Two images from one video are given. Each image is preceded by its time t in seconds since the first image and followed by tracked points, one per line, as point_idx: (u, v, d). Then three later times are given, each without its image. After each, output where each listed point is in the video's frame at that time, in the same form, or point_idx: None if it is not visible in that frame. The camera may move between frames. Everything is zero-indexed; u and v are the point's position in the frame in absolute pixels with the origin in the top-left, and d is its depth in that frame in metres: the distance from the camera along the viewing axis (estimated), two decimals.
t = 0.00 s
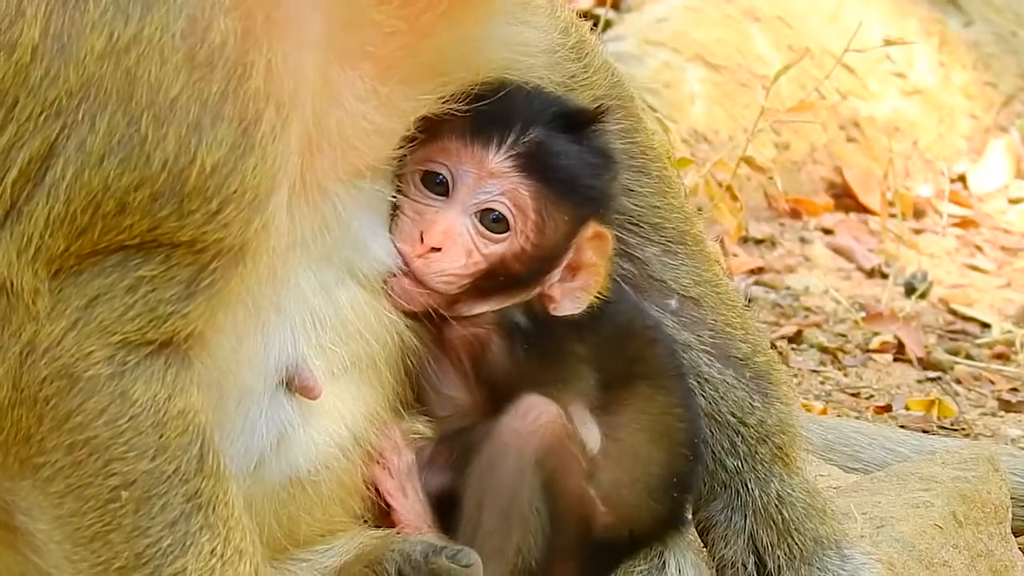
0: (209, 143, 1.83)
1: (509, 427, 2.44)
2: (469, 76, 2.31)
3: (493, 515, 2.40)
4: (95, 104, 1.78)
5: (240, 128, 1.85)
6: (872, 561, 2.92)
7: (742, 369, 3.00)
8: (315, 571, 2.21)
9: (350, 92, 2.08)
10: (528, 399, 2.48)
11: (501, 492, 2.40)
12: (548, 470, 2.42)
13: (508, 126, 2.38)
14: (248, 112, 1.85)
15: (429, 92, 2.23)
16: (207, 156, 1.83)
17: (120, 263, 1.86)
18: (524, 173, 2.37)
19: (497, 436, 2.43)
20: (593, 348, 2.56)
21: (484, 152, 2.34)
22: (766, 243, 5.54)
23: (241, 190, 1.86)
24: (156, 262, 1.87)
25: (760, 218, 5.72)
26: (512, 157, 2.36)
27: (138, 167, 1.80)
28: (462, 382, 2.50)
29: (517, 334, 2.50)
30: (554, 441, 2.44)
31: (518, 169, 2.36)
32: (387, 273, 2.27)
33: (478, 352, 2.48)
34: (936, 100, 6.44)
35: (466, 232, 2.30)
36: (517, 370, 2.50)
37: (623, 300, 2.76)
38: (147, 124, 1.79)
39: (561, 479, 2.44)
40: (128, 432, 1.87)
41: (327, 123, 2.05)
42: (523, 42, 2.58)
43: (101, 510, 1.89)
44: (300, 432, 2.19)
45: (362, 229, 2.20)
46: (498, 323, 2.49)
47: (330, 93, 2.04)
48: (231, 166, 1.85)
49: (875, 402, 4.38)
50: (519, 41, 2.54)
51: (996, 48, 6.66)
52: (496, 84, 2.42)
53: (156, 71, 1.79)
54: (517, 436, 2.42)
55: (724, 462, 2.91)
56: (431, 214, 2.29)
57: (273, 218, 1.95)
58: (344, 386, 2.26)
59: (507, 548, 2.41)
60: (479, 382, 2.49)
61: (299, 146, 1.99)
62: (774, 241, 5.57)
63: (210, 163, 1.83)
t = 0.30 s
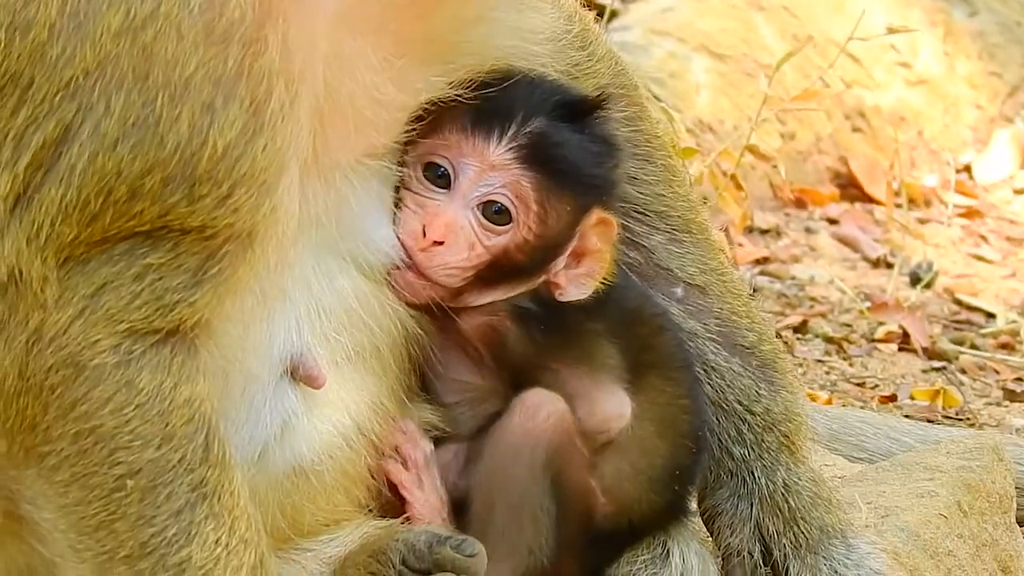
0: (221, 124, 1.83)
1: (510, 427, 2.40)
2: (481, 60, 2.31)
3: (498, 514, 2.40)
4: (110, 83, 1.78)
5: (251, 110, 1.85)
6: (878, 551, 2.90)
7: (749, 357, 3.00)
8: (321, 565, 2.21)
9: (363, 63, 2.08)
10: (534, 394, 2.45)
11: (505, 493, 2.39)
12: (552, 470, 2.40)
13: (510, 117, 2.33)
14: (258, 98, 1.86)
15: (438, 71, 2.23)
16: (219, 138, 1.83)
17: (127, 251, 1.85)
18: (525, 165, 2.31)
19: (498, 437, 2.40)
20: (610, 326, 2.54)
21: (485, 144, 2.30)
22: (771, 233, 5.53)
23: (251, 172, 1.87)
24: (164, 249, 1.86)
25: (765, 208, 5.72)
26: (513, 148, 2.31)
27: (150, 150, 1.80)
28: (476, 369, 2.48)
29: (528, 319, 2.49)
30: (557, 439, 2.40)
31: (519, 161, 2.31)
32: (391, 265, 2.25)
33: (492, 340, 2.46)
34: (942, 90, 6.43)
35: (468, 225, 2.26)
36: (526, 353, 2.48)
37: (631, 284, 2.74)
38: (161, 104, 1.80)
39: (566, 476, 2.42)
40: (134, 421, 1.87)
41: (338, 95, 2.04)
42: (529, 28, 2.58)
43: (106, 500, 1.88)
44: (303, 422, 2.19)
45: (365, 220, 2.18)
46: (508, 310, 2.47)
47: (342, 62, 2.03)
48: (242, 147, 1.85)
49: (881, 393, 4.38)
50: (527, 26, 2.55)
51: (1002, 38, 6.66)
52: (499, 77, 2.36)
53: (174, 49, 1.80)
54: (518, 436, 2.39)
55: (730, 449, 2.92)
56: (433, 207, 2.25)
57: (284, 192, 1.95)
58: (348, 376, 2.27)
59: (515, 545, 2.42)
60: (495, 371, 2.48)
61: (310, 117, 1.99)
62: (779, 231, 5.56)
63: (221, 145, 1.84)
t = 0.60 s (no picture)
0: (224, 112, 1.84)
1: (533, 443, 2.37)
2: (485, 51, 2.32)
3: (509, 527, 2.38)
4: (114, 72, 1.78)
5: (254, 100, 1.86)
6: (879, 547, 2.89)
7: (750, 351, 3.00)
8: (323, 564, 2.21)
9: (365, 46, 2.08)
10: (554, 409, 2.41)
11: (521, 508, 2.37)
12: (569, 487, 2.38)
13: (505, 109, 2.30)
14: (260, 89, 1.86)
15: (441, 59, 2.24)
16: (223, 126, 1.84)
17: (128, 247, 1.85)
18: (521, 156, 2.29)
19: (520, 453, 2.36)
20: (615, 319, 2.53)
21: (479, 137, 2.27)
22: (772, 228, 5.52)
23: (253, 162, 1.87)
24: (167, 244, 1.86)
25: (766, 203, 5.70)
26: (509, 140, 2.29)
27: (153, 141, 1.80)
28: (480, 362, 2.47)
29: (531, 310, 2.46)
30: (577, 458, 2.39)
31: (514, 153, 2.29)
32: (391, 260, 2.25)
33: (494, 337, 2.45)
34: (943, 83, 6.42)
35: (464, 218, 2.25)
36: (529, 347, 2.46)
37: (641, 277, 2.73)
38: (166, 92, 1.80)
39: (581, 491, 2.40)
40: (133, 417, 1.87)
41: (341, 78, 2.05)
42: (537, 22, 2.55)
43: (106, 497, 1.88)
44: (304, 419, 2.18)
45: (364, 213, 2.18)
46: (511, 302, 2.45)
47: (347, 47, 2.05)
48: (245, 135, 1.86)
49: (881, 387, 4.37)
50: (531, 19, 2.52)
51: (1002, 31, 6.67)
52: (498, 67, 2.35)
53: (179, 34, 1.81)
54: (541, 454, 2.36)
55: (732, 444, 2.93)
56: (429, 202, 2.24)
57: (284, 183, 1.95)
58: (350, 373, 2.26)
59: (520, 556, 2.40)
60: (499, 365, 2.47)
61: (313, 98, 1.99)
62: (780, 226, 5.55)
63: (225, 134, 1.84)
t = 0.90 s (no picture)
0: (230, 111, 1.83)
1: (559, 429, 2.35)
2: (491, 50, 2.32)
3: (519, 518, 2.35)
4: (121, 70, 1.77)
5: (259, 98, 1.85)
6: (881, 549, 2.91)
7: (752, 353, 3.00)
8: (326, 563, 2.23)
9: (369, 44, 2.07)
10: (581, 400, 2.40)
11: (536, 497, 2.34)
12: (588, 478, 2.36)
13: (512, 106, 2.30)
14: (265, 87, 1.86)
15: (445, 57, 2.23)
16: (229, 125, 1.83)
17: (132, 247, 1.84)
18: (527, 155, 2.29)
19: (546, 438, 2.35)
20: (625, 314, 2.52)
21: (485, 135, 2.27)
22: (773, 229, 5.51)
23: (258, 160, 1.86)
24: (171, 244, 1.85)
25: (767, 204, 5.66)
26: (515, 138, 2.29)
27: (160, 140, 1.79)
28: (477, 364, 2.48)
29: (531, 311, 2.46)
30: (601, 450, 2.37)
31: (520, 151, 2.29)
32: (397, 259, 2.25)
33: (489, 335, 2.45)
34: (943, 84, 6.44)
35: (469, 216, 2.25)
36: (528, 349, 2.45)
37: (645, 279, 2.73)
38: (172, 92, 1.80)
39: (598, 485, 2.37)
40: (136, 418, 1.86)
41: (345, 75, 2.04)
42: (542, 20, 2.54)
43: (108, 497, 1.87)
44: (306, 419, 2.17)
45: (365, 209, 2.16)
46: (512, 302, 2.45)
47: (349, 42, 2.03)
48: (250, 134, 1.85)
49: (883, 389, 4.37)
50: (538, 22, 2.51)
51: (1002, 33, 6.69)
52: (504, 65, 2.34)
53: (186, 31, 1.80)
54: (567, 441, 2.34)
55: (734, 446, 2.92)
56: (435, 200, 2.24)
57: (287, 182, 1.94)
58: (353, 373, 2.25)
59: (525, 551, 2.36)
60: (493, 366, 2.47)
61: (318, 98, 1.98)
62: (780, 227, 5.54)
63: (231, 132, 1.83)
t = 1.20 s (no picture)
0: (239, 116, 1.84)
1: (552, 432, 2.41)
2: (496, 58, 2.33)
3: (519, 522, 2.41)
4: (131, 74, 1.78)
5: (267, 104, 1.86)
6: (885, 554, 2.90)
7: (756, 359, 3.00)
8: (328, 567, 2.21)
9: (375, 52, 2.07)
10: (577, 405, 2.45)
11: (534, 500, 2.39)
12: (584, 480, 2.40)
13: (519, 114, 2.31)
14: (274, 93, 1.87)
15: (451, 64, 2.25)
16: (237, 131, 1.84)
17: (138, 252, 1.85)
18: (535, 162, 2.30)
19: (539, 442, 2.40)
20: (633, 319, 2.53)
21: (494, 142, 2.28)
22: (778, 236, 5.51)
23: (266, 166, 1.87)
24: (176, 250, 1.86)
25: (772, 211, 5.66)
26: (523, 146, 2.30)
27: (169, 145, 1.80)
28: (481, 369, 2.50)
29: (534, 319, 2.49)
30: (595, 451, 2.41)
31: (528, 158, 2.30)
32: (402, 264, 2.25)
33: (495, 342, 2.49)
34: (948, 92, 6.45)
35: (475, 223, 2.25)
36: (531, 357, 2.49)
37: (647, 286, 2.73)
38: (181, 98, 1.81)
39: (596, 487, 2.40)
40: (141, 422, 1.87)
41: (351, 83, 2.05)
42: (548, 27, 2.56)
43: (113, 501, 1.88)
44: (311, 424, 2.18)
45: (371, 216, 2.18)
46: (516, 310, 2.48)
47: (357, 51, 2.04)
48: (258, 141, 1.86)
49: (887, 396, 4.38)
50: (543, 30, 2.53)
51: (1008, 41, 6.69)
52: (510, 73, 2.35)
53: (196, 36, 1.81)
54: (559, 443, 2.40)
55: (739, 451, 2.93)
56: (442, 206, 2.24)
57: (293, 189, 1.95)
58: (358, 380, 2.26)
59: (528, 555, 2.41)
60: (500, 372, 2.50)
61: (325, 106, 2.00)
62: (786, 234, 5.54)
63: (239, 138, 1.84)
